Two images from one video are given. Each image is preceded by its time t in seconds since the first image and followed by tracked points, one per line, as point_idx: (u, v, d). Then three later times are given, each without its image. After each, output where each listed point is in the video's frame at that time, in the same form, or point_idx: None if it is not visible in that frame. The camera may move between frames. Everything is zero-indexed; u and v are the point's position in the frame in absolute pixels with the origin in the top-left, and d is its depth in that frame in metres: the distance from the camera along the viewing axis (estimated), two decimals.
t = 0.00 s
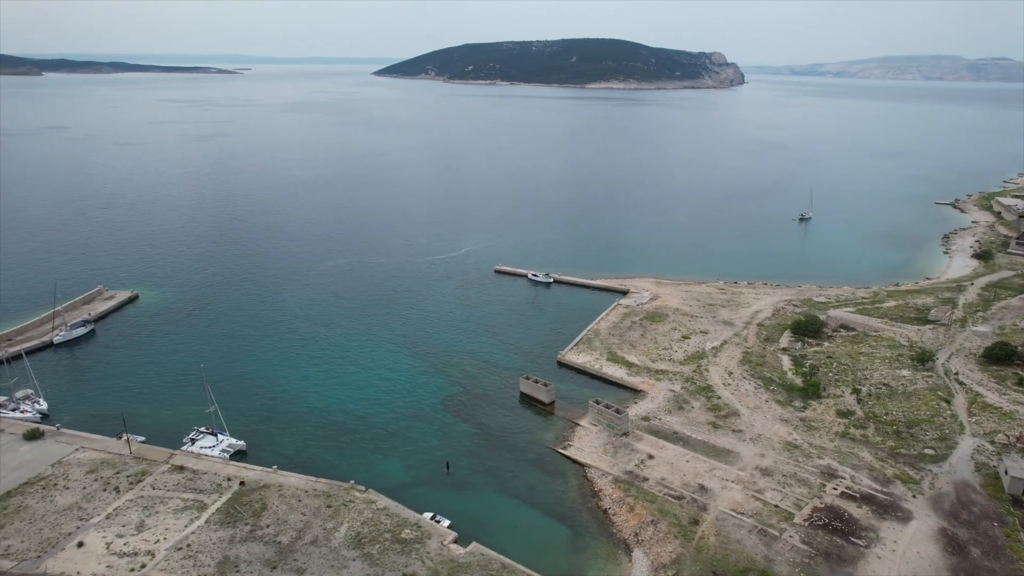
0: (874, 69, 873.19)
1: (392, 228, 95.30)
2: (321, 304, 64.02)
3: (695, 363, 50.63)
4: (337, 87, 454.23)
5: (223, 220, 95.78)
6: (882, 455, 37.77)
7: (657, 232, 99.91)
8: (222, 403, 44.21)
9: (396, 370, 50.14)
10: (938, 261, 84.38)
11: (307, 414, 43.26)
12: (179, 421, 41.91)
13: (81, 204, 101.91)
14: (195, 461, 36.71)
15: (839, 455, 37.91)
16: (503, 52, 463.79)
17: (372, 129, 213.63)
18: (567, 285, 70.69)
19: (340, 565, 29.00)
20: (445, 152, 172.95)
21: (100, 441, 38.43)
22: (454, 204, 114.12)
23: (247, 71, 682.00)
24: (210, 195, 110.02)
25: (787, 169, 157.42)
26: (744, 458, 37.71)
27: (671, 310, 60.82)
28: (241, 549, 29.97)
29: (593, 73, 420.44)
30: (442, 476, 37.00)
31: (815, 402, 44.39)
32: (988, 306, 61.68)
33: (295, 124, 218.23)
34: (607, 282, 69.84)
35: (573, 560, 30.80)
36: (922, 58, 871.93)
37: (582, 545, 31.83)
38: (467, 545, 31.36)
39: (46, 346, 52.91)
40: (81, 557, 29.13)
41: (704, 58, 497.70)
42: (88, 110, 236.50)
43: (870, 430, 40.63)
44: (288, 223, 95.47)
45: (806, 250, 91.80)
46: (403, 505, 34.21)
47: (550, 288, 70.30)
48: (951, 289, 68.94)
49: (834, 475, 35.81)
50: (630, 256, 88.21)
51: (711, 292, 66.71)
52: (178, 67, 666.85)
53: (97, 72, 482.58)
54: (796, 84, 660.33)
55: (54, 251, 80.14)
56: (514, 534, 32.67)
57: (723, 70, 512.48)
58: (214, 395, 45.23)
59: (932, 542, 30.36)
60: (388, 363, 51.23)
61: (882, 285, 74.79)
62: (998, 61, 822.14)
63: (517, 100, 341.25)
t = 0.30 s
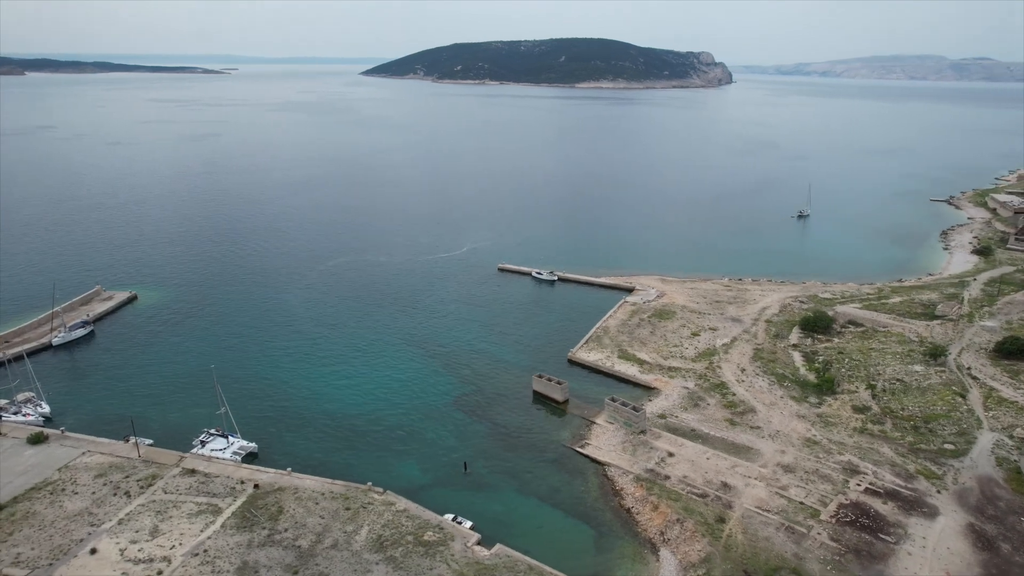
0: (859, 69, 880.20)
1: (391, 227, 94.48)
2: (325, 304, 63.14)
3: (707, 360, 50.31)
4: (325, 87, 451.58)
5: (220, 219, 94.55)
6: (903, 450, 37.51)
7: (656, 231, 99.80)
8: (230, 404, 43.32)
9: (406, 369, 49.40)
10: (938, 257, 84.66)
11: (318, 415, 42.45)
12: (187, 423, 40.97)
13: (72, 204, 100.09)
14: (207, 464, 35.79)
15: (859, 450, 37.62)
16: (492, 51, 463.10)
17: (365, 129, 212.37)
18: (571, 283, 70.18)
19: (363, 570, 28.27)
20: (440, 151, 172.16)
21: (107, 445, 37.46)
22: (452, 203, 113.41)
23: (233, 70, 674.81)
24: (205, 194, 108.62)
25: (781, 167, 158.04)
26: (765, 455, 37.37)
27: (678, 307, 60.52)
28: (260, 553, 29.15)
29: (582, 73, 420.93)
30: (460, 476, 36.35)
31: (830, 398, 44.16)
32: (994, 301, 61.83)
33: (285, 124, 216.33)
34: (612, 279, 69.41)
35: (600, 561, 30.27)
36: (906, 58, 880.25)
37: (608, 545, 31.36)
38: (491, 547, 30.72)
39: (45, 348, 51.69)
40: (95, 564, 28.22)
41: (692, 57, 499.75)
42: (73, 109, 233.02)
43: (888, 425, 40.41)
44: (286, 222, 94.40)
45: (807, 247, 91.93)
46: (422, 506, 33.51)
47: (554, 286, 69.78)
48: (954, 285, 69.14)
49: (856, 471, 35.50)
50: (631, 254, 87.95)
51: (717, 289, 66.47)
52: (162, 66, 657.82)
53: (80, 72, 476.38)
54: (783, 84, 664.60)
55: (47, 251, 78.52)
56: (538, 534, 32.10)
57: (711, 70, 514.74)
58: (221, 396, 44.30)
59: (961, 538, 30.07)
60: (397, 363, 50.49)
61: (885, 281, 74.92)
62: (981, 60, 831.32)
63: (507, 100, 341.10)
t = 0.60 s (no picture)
0: (847, 69, 887.07)
1: (392, 226, 93.70)
2: (331, 304, 62.21)
3: (720, 357, 49.95)
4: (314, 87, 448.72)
5: (218, 218, 93.40)
6: (925, 447, 37.22)
7: (658, 229, 99.51)
8: (241, 405, 42.47)
9: (417, 369, 48.70)
10: (941, 253, 84.78)
11: (331, 415, 41.66)
12: (197, 425, 40.06)
13: (65, 204, 98.39)
14: (220, 467, 34.92)
15: (881, 447, 37.33)
16: (483, 50, 461.97)
17: (359, 128, 210.89)
18: (578, 281, 69.63)
19: (389, 573, 27.58)
20: (435, 150, 171.23)
21: (117, 448, 36.53)
22: (451, 201, 112.74)
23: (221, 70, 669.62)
24: (201, 193, 107.29)
25: (778, 165, 158.32)
26: (787, 452, 37.02)
27: (688, 305, 60.11)
28: (282, 558, 28.39)
29: (573, 72, 420.98)
30: (480, 476, 35.71)
31: (847, 394, 43.86)
32: (1001, 297, 61.93)
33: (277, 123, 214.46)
34: (619, 277, 68.96)
35: (628, 561, 29.77)
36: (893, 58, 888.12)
37: (636, 546, 30.86)
38: (517, 548, 30.12)
39: (46, 350, 50.55)
40: (112, 572, 27.40)
41: (683, 57, 501.31)
42: (61, 109, 229.83)
43: (908, 421, 40.15)
44: (286, 221, 93.43)
45: (810, 245, 91.83)
46: (444, 508, 32.86)
47: (560, 284, 69.22)
48: (960, 280, 69.23)
49: (880, 468, 35.16)
50: (635, 252, 87.60)
51: (724, 286, 66.18)
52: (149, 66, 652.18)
53: (66, 72, 470.94)
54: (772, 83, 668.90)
55: (42, 252, 77.00)
56: (564, 535, 31.56)
57: (701, 69, 516.26)
58: (231, 397, 43.45)
59: (993, 534, 29.76)
60: (407, 362, 49.76)
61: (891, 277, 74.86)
62: (966, 60, 840.00)
63: (499, 99, 340.63)
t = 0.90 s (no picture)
0: (833, 68, 894.58)
1: (392, 225, 92.82)
2: (336, 304, 61.25)
3: (733, 354, 49.67)
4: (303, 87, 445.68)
5: (216, 217, 92.14)
6: (947, 443, 36.97)
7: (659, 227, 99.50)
8: (252, 407, 41.67)
9: (428, 369, 48.02)
10: (942, 249, 85.06)
11: (344, 416, 40.92)
12: (207, 427, 39.23)
13: (58, 205, 96.64)
14: (235, 471, 34.07)
15: (903, 443, 37.01)
16: (472, 50, 460.86)
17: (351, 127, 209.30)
18: (583, 279, 69.18)
19: None
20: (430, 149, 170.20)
21: (127, 452, 35.62)
22: (450, 200, 112.00)
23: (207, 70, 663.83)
24: (196, 193, 105.81)
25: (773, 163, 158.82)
26: (809, 449, 36.70)
27: (696, 302, 59.81)
28: (305, 564, 27.64)
29: (563, 72, 421.18)
30: (500, 478, 35.12)
31: (863, 390, 43.62)
32: (1006, 293, 62.10)
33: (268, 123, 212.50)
34: (625, 275, 68.57)
35: (658, 562, 29.33)
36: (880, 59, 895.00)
37: (663, 546, 30.43)
38: (544, 551, 29.56)
39: (46, 353, 49.37)
40: None
41: (672, 56, 502.85)
42: (46, 109, 226.40)
43: (927, 417, 39.92)
44: (286, 220, 92.33)
45: (811, 242, 91.83)
46: (467, 510, 32.24)
47: (566, 282, 68.70)
48: (964, 277, 69.39)
49: (904, 464, 34.84)
50: (637, 251, 87.32)
51: (731, 283, 65.94)
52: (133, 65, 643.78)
53: (50, 71, 464.74)
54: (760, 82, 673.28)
55: (36, 254, 75.43)
56: (590, 536, 31.13)
57: (691, 68, 517.54)
58: (240, 399, 42.61)
59: None
60: (418, 362, 49.09)
61: (895, 274, 74.88)
62: (950, 60, 849.92)
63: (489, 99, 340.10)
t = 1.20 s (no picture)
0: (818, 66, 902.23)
1: (390, 224, 91.76)
2: (340, 305, 60.30)
3: (745, 353, 49.46)
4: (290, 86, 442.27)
5: (211, 217, 90.75)
6: (966, 440, 36.79)
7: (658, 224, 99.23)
8: (262, 409, 40.83)
9: (438, 369, 47.34)
10: (940, 246, 85.44)
11: (356, 419, 40.18)
12: (216, 431, 38.35)
13: (47, 206, 94.69)
14: (249, 477, 33.21)
15: (923, 440, 36.79)
16: (460, 48, 459.64)
17: (342, 126, 207.59)
18: (587, 278, 68.75)
19: None
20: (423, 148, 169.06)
21: (135, 458, 34.68)
22: (447, 200, 111.06)
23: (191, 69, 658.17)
24: (189, 193, 104.15)
25: (766, 161, 159.43)
26: (829, 448, 36.44)
27: (703, 300, 59.60)
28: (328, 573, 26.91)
29: (551, 71, 421.61)
30: (521, 480, 34.59)
31: (877, 387, 43.42)
32: (1009, 289, 62.36)
33: (257, 122, 210.35)
34: (629, 273, 68.25)
35: (686, 565, 28.94)
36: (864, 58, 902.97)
37: (691, 547, 30.05)
38: (571, 555, 29.06)
39: (45, 357, 48.08)
40: None
41: (660, 55, 504.60)
42: (28, 108, 222.25)
43: (943, 414, 39.78)
44: (282, 220, 91.09)
45: (811, 239, 91.80)
46: (489, 514, 31.66)
47: (570, 281, 68.19)
48: (965, 273, 69.68)
49: (926, 462, 34.60)
50: (638, 248, 86.87)
51: (736, 281, 65.73)
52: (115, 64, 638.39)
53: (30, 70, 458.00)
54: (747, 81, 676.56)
55: (28, 256, 73.74)
56: (616, 539, 30.69)
57: (678, 67, 519.07)
58: (249, 402, 41.73)
59: None
60: (427, 363, 48.38)
61: (896, 270, 75.02)
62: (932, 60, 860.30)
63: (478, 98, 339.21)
